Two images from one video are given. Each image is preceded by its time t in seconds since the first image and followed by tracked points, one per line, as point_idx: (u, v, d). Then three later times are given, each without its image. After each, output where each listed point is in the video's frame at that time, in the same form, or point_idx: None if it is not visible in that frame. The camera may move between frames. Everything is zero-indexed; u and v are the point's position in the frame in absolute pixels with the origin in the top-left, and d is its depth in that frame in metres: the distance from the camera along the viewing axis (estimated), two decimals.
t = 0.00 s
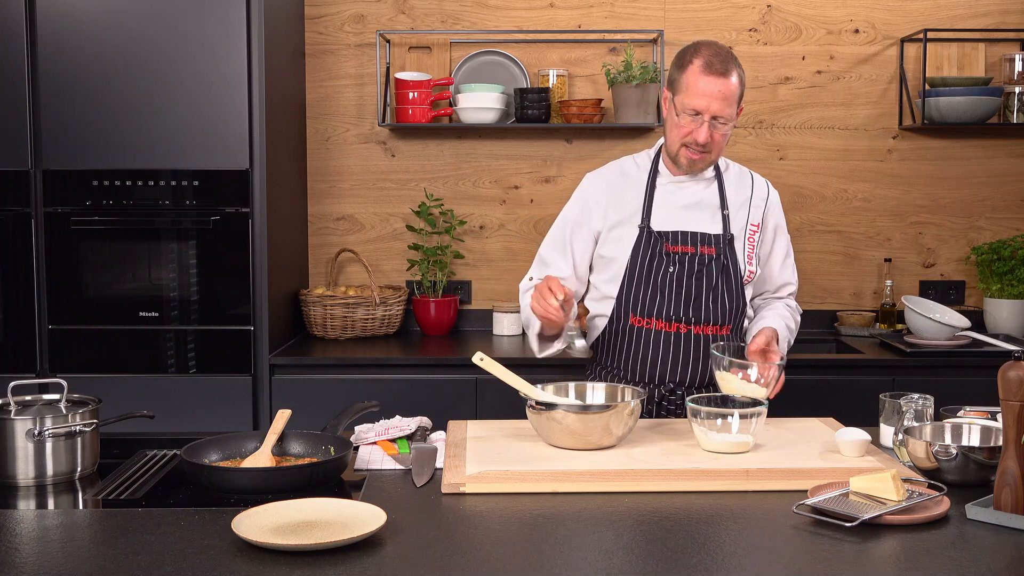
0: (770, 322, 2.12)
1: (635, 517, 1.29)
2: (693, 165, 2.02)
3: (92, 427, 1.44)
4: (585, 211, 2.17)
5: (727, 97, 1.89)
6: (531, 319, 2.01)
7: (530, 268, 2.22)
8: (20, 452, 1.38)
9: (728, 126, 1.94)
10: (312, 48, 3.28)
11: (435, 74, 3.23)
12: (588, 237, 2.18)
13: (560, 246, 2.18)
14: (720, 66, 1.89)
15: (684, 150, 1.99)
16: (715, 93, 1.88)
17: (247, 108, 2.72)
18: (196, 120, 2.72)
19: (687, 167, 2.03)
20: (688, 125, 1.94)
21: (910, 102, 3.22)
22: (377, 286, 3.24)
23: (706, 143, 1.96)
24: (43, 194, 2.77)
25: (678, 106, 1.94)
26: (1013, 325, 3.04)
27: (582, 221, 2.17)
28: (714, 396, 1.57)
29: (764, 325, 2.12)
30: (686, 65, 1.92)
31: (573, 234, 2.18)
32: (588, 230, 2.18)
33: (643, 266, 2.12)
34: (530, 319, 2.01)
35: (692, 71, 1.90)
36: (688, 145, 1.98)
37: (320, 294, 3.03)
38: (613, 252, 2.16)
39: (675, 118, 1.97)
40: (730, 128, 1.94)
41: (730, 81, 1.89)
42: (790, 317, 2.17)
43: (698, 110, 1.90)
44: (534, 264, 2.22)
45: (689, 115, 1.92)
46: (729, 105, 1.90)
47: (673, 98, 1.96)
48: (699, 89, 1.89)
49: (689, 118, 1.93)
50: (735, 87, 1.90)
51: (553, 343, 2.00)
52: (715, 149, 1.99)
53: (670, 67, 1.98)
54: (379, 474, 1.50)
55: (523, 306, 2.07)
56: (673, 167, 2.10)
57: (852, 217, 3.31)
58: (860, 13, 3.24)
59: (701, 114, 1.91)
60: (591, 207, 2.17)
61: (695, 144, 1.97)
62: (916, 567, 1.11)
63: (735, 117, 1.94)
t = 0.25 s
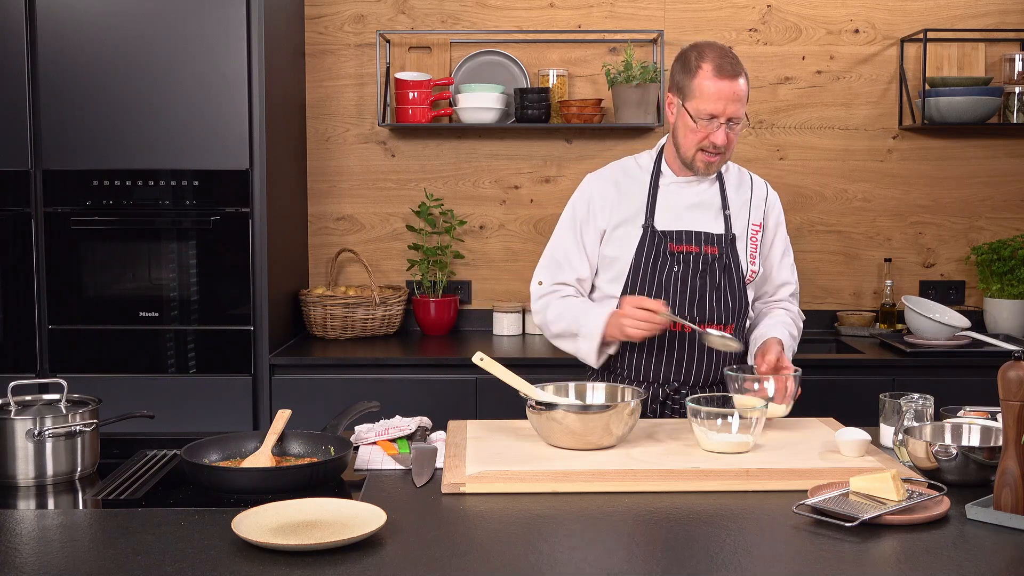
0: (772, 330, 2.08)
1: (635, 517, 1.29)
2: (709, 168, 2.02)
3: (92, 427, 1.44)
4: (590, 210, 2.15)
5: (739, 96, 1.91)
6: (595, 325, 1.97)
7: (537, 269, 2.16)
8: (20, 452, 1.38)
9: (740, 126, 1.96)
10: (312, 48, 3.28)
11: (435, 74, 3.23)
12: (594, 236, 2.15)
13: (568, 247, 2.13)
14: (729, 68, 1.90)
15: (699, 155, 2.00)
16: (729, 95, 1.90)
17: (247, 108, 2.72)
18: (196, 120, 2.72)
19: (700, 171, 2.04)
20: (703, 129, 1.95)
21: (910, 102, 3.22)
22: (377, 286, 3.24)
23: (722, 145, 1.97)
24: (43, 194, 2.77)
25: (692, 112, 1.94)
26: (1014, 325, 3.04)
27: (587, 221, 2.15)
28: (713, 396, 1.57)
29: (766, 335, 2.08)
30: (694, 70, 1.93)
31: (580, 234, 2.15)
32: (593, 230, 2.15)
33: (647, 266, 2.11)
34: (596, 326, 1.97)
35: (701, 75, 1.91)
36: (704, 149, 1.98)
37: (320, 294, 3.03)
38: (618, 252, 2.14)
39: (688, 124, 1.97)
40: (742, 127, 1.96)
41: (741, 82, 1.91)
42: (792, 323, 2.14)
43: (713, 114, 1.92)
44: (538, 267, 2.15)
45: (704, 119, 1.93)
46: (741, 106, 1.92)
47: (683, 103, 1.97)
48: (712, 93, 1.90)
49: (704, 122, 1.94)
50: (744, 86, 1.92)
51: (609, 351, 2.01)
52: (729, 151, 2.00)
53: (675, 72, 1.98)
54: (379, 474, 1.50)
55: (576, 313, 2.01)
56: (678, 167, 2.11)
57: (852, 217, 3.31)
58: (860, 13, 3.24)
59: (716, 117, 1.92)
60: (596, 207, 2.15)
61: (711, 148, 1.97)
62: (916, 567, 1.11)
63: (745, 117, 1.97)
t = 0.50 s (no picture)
0: (774, 336, 2.06)
1: (634, 517, 1.29)
2: (701, 160, 2.01)
3: (92, 427, 1.44)
4: (596, 210, 2.13)
5: (724, 85, 1.90)
6: (641, 344, 1.92)
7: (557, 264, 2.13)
8: (20, 452, 1.38)
9: (728, 116, 1.95)
10: (312, 48, 3.28)
11: (435, 74, 3.23)
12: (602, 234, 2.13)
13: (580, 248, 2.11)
14: (713, 58, 1.90)
15: (689, 147, 1.99)
16: (713, 85, 1.89)
17: (247, 108, 2.72)
18: (196, 120, 2.72)
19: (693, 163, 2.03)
20: (690, 120, 1.95)
21: (910, 102, 3.22)
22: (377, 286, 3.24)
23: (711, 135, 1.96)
24: (43, 194, 2.77)
25: (678, 104, 1.94)
26: (1014, 325, 3.04)
27: (591, 220, 2.13)
28: (713, 396, 1.57)
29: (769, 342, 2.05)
30: (679, 63, 1.93)
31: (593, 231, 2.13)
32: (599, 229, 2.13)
33: (649, 266, 2.11)
34: (640, 343, 1.93)
35: (685, 66, 1.92)
36: (693, 141, 1.97)
37: (320, 294, 3.03)
38: (621, 250, 2.13)
39: (675, 117, 1.97)
40: (731, 117, 1.95)
41: (726, 72, 1.90)
42: (792, 324, 2.12)
43: (699, 104, 1.91)
44: (557, 263, 2.12)
45: (689, 110, 1.93)
46: (728, 95, 1.91)
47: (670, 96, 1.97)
48: (696, 83, 1.90)
49: (690, 113, 1.94)
50: (730, 75, 1.91)
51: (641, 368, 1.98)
52: (720, 141, 1.99)
53: (663, 66, 1.98)
54: (379, 474, 1.50)
55: (618, 325, 1.96)
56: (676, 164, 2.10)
57: (851, 217, 3.31)
58: (860, 13, 3.24)
59: (702, 108, 1.92)
60: (603, 205, 2.13)
61: (700, 139, 1.96)
62: (916, 567, 1.11)
63: (734, 107, 1.95)
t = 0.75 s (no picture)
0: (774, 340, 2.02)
1: (634, 517, 1.29)
2: (664, 150, 1.97)
3: (92, 427, 1.44)
4: (578, 214, 2.11)
5: (671, 71, 1.88)
6: (617, 338, 1.91)
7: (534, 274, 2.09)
8: (20, 452, 1.38)
9: (684, 103, 1.91)
10: (312, 48, 3.28)
11: (435, 74, 3.23)
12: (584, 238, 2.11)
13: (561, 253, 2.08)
14: (658, 46, 1.89)
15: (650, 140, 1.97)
16: (660, 72, 1.88)
17: (247, 108, 2.72)
18: (198, 119, 2.72)
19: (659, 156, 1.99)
20: (644, 112, 1.93)
21: (910, 102, 3.22)
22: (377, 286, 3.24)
23: (667, 123, 1.93)
24: (43, 194, 2.77)
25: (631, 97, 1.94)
26: (1014, 325, 3.04)
27: (574, 224, 2.11)
28: (713, 396, 1.57)
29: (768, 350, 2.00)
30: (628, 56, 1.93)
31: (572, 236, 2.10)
32: (583, 232, 2.11)
33: (637, 266, 2.09)
34: (617, 335, 1.91)
35: (633, 59, 1.92)
36: (652, 132, 1.95)
37: (320, 294, 3.03)
38: (607, 252, 2.12)
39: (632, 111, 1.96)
40: (686, 104, 1.92)
41: (672, 58, 1.88)
42: (785, 324, 2.09)
43: (648, 93, 1.90)
44: (537, 270, 2.08)
45: (640, 101, 1.91)
46: (678, 81, 1.89)
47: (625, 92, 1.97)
48: (643, 72, 1.89)
49: (643, 104, 1.92)
50: (680, 61, 1.89)
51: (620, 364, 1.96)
52: (680, 129, 1.95)
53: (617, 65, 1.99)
54: (379, 474, 1.50)
55: (595, 321, 1.94)
56: (652, 159, 2.04)
57: (851, 217, 3.31)
58: (860, 13, 3.24)
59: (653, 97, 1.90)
60: (585, 208, 2.11)
61: (657, 128, 1.94)
62: (916, 567, 1.11)
63: (690, 94, 1.92)
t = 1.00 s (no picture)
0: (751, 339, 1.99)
1: (634, 516, 1.29)
2: (626, 164, 1.97)
3: (92, 427, 1.44)
4: (542, 221, 2.08)
5: (633, 88, 1.83)
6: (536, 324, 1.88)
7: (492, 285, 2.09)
8: (20, 452, 1.38)
9: (646, 119, 1.88)
10: (312, 48, 3.28)
11: (435, 74, 3.23)
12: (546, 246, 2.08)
13: (518, 260, 2.07)
14: (620, 62, 1.84)
15: (613, 152, 1.94)
16: (622, 90, 1.83)
17: (247, 108, 2.72)
18: (199, 120, 2.72)
19: (622, 166, 1.98)
20: (606, 127, 1.89)
21: (910, 102, 3.22)
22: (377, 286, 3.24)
23: (629, 140, 1.91)
24: (43, 194, 2.77)
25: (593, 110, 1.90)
26: (1014, 325, 3.04)
27: (538, 232, 2.08)
28: (713, 396, 1.57)
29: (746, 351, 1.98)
30: (592, 70, 1.88)
31: (532, 244, 2.08)
32: (547, 239, 2.08)
33: (602, 269, 2.06)
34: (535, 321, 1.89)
35: (595, 72, 1.87)
36: (614, 147, 1.92)
37: (320, 294, 3.03)
38: (573, 259, 2.08)
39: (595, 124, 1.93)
40: (650, 120, 1.89)
41: (634, 74, 1.83)
42: (762, 323, 2.06)
43: (610, 110, 1.86)
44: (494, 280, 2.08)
45: (602, 116, 1.87)
46: (640, 99, 1.84)
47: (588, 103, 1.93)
48: (605, 89, 1.85)
49: (604, 121, 1.89)
50: (645, 80, 1.85)
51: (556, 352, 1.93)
52: (643, 144, 1.93)
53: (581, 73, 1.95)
54: (379, 474, 1.50)
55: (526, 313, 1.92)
56: (616, 169, 2.03)
57: (851, 217, 3.31)
58: (860, 13, 3.24)
59: (614, 114, 1.87)
60: (546, 215, 2.08)
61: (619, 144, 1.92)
62: (916, 567, 1.11)
63: (653, 109, 1.88)
